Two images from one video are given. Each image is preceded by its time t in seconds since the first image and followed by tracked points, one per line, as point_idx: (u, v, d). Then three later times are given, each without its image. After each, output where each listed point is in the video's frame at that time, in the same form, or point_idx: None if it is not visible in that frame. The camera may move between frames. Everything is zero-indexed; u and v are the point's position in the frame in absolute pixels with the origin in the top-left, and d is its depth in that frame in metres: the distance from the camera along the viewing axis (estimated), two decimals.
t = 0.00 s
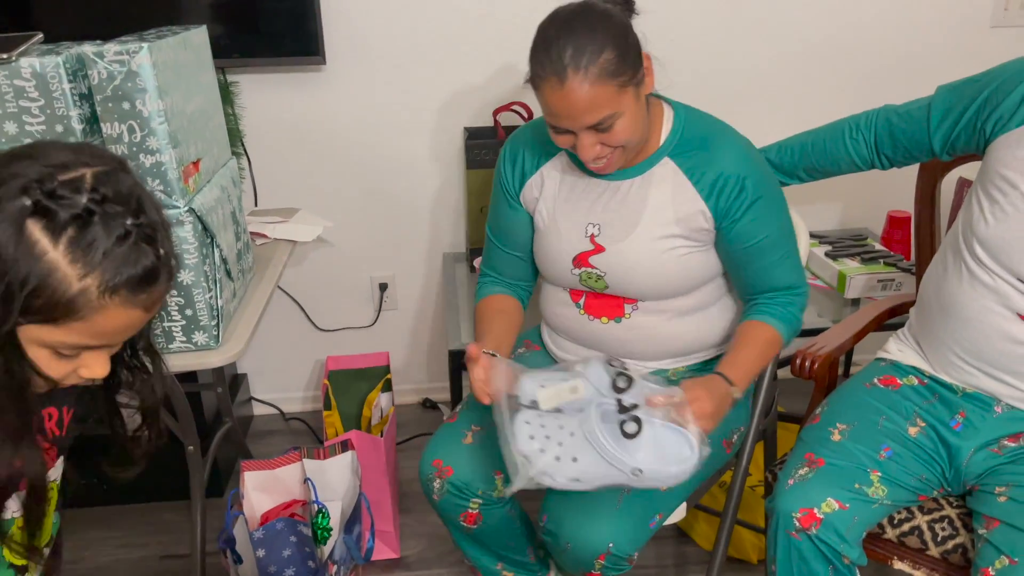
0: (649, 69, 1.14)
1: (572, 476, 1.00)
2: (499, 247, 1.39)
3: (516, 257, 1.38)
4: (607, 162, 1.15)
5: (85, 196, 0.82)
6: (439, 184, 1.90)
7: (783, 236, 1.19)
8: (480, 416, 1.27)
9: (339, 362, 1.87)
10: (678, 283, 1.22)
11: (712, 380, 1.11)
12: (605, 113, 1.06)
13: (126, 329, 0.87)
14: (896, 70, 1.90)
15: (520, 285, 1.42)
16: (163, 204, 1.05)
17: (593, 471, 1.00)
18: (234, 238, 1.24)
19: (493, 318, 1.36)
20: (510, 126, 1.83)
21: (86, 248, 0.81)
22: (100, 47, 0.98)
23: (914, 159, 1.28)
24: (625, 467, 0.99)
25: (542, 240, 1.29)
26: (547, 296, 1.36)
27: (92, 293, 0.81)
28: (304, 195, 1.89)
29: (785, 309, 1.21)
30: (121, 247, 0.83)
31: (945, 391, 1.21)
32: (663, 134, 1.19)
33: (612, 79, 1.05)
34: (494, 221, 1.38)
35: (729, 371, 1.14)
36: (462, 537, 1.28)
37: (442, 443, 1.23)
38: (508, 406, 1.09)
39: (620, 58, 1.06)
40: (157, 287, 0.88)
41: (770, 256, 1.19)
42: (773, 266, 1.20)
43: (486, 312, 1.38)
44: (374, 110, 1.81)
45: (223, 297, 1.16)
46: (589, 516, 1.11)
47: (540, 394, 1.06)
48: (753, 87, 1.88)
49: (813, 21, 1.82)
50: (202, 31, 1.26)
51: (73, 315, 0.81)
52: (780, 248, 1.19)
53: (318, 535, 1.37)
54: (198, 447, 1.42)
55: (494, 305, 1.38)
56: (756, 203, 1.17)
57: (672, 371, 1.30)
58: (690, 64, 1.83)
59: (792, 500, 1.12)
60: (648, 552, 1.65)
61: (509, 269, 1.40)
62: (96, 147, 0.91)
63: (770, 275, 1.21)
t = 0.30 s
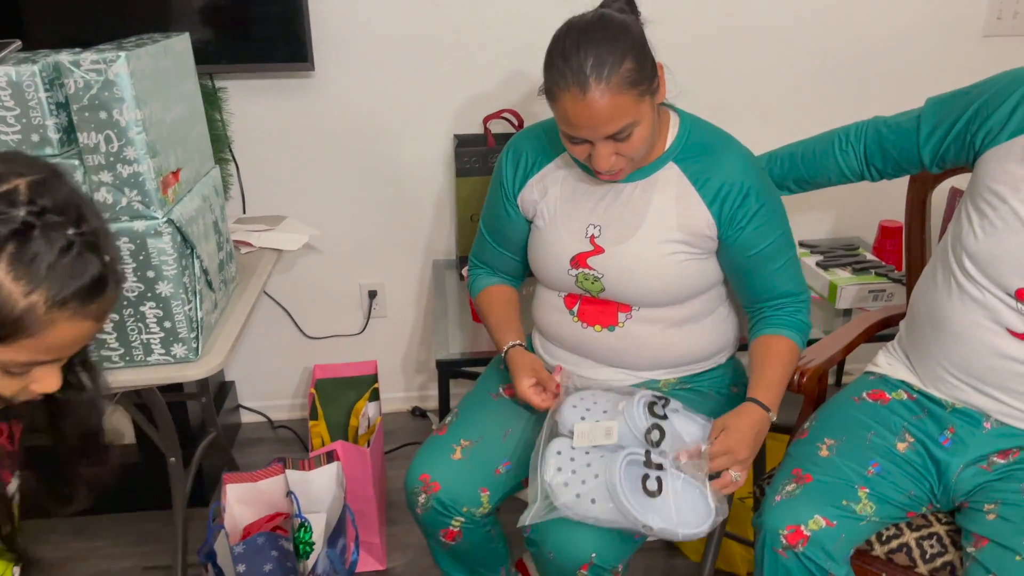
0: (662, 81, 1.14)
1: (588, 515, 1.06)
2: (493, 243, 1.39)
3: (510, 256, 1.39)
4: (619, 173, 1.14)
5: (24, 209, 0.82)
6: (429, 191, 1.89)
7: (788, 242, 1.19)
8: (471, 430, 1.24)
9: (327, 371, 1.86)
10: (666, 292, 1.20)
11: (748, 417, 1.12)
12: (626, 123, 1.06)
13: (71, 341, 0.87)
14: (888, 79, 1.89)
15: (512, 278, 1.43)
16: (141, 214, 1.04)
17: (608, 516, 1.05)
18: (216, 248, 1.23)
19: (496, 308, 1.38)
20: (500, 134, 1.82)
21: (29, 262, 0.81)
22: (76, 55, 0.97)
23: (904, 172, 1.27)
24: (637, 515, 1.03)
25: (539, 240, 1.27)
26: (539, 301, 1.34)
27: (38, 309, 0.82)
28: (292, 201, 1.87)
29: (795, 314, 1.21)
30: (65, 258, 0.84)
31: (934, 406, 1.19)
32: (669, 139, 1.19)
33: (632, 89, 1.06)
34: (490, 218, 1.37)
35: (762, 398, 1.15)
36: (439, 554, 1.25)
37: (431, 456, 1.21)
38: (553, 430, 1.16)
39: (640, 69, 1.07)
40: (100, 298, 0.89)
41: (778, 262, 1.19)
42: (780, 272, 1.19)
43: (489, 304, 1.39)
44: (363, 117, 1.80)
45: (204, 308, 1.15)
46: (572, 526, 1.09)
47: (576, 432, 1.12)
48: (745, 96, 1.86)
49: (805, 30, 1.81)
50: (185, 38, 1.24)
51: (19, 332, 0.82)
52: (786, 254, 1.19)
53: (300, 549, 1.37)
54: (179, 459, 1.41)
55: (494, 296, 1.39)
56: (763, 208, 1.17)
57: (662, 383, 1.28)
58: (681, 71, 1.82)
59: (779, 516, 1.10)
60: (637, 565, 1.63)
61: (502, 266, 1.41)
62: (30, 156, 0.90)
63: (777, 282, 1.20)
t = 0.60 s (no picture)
0: (648, 91, 1.13)
1: (534, 494, 1.06)
2: (475, 250, 1.37)
3: (494, 265, 1.37)
4: (602, 184, 1.12)
5: None
6: (420, 196, 1.87)
7: (762, 256, 1.16)
8: (458, 445, 1.22)
9: (316, 377, 1.83)
10: (651, 302, 1.18)
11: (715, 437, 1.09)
12: (610, 133, 1.04)
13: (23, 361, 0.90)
14: (884, 86, 1.87)
15: (497, 290, 1.41)
16: (120, 220, 1.03)
17: (551, 497, 1.05)
18: (198, 253, 1.23)
19: (475, 323, 1.36)
20: (492, 139, 1.80)
21: None
22: (54, 59, 0.96)
23: (898, 181, 1.26)
24: (574, 501, 1.02)
25: (521, 249, 1.26)
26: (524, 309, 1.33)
27: None
28: (283, 205, 1.85)
29: (776, 330, 1.17)
30: (15, 273, 0.85)
31: (927, 419, 1.18)
32: (652, 145, 1.17)
33: (617, 97, 1.04)
34: (474, 225, 1.35)
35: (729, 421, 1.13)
36: None
37: (419, 472, 1.19)
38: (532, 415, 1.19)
39: (626, 77, 1.05)
40: (52, 315, 0.91)
41: (750, 275, 1.15)
42: (753, 286, 1.16)
43: (469, 318, 1.37)
44: (355, 121, 1.78)
45: (185, 316, 1.14)
46: (558, 538, 1.07)
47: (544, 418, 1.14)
48: (741, 102, 1.85)
49: (802, 36, 1.80)
50: (169, 41, 1.23)
51: None
52: (760, 269, 1.16)
53: (283, 561, 1.28)
54: (161, 467, 1.41)
55: (475, 310, 1.37)
56: (735, 218, 1.14)
57: (648, 394, 1.27)
58: (677, 77, 1.80)
59: (769, 531, 1.08)
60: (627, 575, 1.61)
61: (486, 276, 1.39)
62: None
63: (748, 296, 1.17)
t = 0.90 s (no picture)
0: (646, 90, 1.12)
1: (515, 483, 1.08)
2: (471, 249, 1.37)
3: (491, 266, 1.37)
4: (592, 180, 1.11)
5: None
6: (419, 197, 1.86)
7: (773, 243, 1.17)
8: (458, 451, 1.21)
9: (315, 378, 1.85)
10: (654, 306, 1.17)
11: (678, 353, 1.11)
12: (602, 123, 1.03)
13: (32, 386, 0.80)
14: (886, 89, 1.86)
15: (495, 286, 1.41)
16: (116, 221, 1.02)
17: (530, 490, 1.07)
18: (195, 254, 1.22)
19: (474, 309, 1.35)
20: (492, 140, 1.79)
21: None
22: (49, 57, 0.95)
23: (902, 186, 1.25)
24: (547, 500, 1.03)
25: (522, 255, 1.24)
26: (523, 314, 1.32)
27: None
28: (282, 206, 1.84)
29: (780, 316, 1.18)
30: (21, 298, 0.74)
31: (930, 425, 1.16)
32: (651, 145, 1.16)
33: (613, 87, 1.03)
34: (471, 226, 1.35)
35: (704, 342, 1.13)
36: None
37: (419, 478, 1.18)
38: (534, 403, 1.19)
39: (622, 68, 1.04)
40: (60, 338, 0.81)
41: (763, 262, 1.17)
42: (767, 272, 1.17)
43: (467, 309, 1.35)
44: (354, 122, 1.77)
45: (182, 318, 1.13)
46: (555, 542, 1.06)
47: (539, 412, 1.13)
48: (743, 105, 1.84)
49: (804, 39, 1.79)
50: (166, 40, 1.22)
51: None
52: (772, 255, 1.17)
53: (279, 565, 1.28)
54: (157, 468, 1.40)
55: (475, 298, 1.36)
56: (752, 209, 1.14)
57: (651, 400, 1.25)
58: (678, 79, 1.79)
59: (770, 538, 1.07)
60: None
61: (483, 276, 1.39)
62: None
63: (764, 283, 1.18)
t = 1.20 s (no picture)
0: (655, 67, 1.15)
1: (525, 478, 1.04)
2: (486, 251, 1.35)
3: (503, 263, 1.35)
4: (594, 144, 1.11)
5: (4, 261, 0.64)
6: (422, 195, 1.85)
7: (744, 251, 1.12)
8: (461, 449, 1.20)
9: (315, 376, 1.81)
10: (657, 300, 1.18)
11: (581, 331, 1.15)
12: (607, 72, 1.06)
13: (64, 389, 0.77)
14: (891, 89, 1.86)
15: (510, 290, 1.38)
16: (118, 216, 1.01)
17: (539, 489, 1.03)
18: (198, 251, 1.22)
19: (492, 316, 1.32)
20: (495, 138, 1.79)
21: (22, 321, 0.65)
22: (52, 51, 0.95)
23: (909, 184, 1.24)
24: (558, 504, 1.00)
25: (527, 249, 1.24)
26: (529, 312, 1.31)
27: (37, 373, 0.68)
28: (284, 204, 1.84)
29: (736, 320, 1.14)
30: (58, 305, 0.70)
31: (937, 425, 1.16)
32: (653, 136, 1.18)
33: (622, 42, 1.06)
34: (485, 226, 1.33)
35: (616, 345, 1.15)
36: None
37: (421, 476, 1.17)
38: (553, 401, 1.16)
39: (634, 28, 1.07)
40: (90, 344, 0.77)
41: (726, 267, 1.13)
42: (728, 280, 1.13)
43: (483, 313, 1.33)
44: (357, 119, 1.76)
45: (184, 315, 1.13)
46: (559, 539, 1.05)
47: (554, 410, 1.11)
48: (747, 103, 1.83)
49: (809, 37, 1.78)
50: (169, 35, 1.22)
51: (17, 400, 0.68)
52: (737, 263, 1.12)
53: (281, 564, 1.27)
54: (158, 465, 1.40)
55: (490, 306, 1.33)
56: (717, 209, 1.11)
57: (657, 396, 1.25)
58: (683, 77, 1.78)
59: (776, 538, 1.06)
60: None
61: (496, 275, 1.36)
62: None
63: (725, 288, 1.14)
